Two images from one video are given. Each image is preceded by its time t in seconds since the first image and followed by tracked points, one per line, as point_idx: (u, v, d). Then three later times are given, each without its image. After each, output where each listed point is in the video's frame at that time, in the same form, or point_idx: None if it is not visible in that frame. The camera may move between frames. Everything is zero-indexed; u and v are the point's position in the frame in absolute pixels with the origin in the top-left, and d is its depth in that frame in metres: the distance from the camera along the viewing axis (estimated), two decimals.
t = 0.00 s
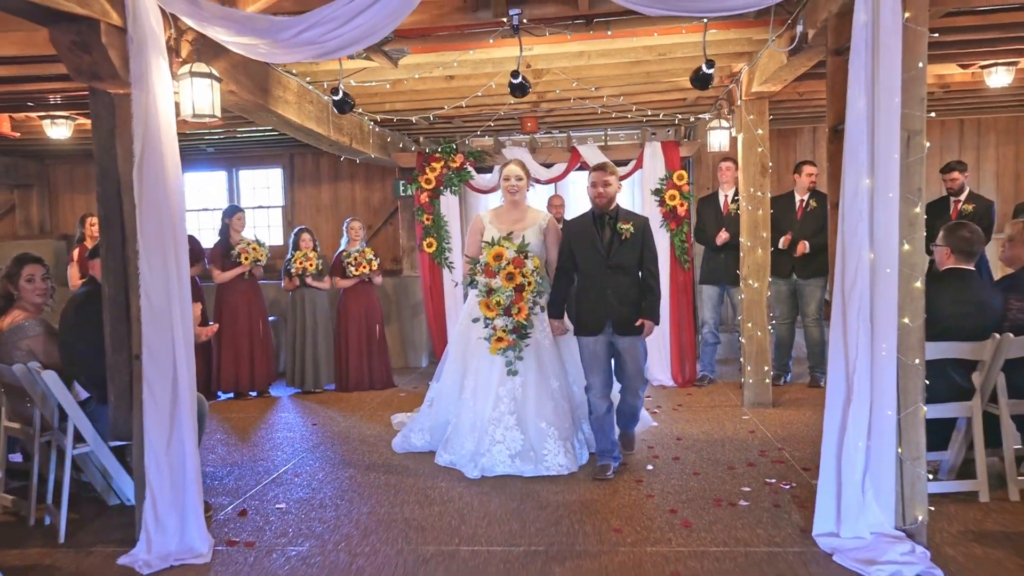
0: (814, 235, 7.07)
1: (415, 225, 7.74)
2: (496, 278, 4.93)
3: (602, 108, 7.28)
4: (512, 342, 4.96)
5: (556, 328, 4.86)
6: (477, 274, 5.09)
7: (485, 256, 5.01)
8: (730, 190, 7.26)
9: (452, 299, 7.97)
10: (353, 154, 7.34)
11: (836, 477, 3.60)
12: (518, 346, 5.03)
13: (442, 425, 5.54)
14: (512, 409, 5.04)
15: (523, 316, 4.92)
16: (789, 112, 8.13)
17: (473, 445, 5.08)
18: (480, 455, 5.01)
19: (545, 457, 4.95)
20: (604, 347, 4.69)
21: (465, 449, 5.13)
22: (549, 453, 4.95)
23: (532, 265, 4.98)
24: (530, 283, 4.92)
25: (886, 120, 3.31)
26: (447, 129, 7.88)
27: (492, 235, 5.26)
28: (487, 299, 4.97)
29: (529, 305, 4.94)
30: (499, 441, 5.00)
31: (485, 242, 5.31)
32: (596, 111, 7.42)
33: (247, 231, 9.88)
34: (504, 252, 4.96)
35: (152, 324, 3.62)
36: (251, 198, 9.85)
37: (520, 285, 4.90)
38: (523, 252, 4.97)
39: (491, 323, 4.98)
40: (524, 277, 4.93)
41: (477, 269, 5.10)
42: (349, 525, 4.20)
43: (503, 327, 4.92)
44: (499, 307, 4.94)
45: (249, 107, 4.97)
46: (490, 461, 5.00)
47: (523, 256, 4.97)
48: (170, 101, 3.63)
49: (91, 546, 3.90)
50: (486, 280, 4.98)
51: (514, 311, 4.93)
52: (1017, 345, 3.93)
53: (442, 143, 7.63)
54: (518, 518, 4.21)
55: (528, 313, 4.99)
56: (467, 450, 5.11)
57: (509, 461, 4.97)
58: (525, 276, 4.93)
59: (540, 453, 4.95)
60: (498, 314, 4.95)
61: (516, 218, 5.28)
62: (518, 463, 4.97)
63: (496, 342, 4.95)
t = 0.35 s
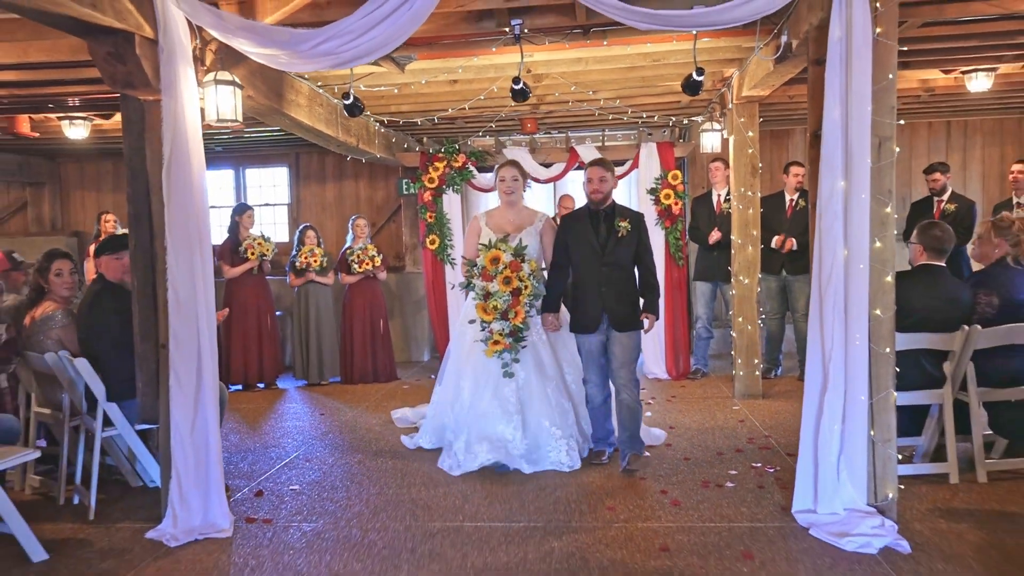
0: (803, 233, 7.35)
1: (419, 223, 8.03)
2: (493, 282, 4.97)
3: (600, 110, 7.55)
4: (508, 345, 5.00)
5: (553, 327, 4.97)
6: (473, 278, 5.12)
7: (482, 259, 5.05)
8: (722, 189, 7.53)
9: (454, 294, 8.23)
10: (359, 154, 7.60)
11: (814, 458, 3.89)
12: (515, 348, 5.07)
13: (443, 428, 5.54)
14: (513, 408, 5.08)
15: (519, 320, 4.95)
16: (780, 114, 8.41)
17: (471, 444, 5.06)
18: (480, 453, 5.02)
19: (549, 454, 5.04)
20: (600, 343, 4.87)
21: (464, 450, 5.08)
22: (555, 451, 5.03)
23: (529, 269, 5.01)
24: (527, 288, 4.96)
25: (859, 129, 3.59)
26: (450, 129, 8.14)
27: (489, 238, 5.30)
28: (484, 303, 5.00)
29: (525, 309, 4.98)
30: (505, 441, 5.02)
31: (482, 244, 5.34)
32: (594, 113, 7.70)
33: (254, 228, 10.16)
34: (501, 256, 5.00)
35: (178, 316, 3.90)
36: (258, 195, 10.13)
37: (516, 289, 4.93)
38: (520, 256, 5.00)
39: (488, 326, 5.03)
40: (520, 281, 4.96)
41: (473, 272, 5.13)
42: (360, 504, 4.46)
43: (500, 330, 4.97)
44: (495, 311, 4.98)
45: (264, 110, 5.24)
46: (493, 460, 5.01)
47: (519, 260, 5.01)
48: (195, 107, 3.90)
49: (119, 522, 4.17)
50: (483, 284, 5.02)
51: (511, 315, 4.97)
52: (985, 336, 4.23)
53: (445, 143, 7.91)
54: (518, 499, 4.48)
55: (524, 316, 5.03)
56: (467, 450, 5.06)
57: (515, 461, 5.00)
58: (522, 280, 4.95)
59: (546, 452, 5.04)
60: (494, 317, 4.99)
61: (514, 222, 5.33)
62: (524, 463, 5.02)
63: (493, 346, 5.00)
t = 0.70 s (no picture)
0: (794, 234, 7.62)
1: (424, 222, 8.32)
2: (482, 272, 4.98)
3: (597, 114, 7.84)
4: (500, 335, 4.97)
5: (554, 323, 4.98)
6: (462, 271, 5.09)
7: (469, 252, 5.05)
8: (716, 191, 7.80)
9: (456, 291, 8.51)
10: (365, 155, 7.86)
11: (793, 443, 4.17)
12: (507, 340, 5.06)
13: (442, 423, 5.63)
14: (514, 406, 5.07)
15: (509, 308, 4.95)
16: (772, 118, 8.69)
17: (472, 445, 5.02)
18: (485, 457, 4.94)
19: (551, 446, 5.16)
20: (602, 343, 4.80)
21: (465, 448, 5.10)
22: (555, 443, 5.15)
23: (517, 258, 5.03)
24: (516, 276, 4.97)
25: (833, 138, 3.88)
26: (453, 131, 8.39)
27: (476, 233, 5.27)
28: (473, 293, 5.00)
29: (515, 297, 4.98)
30: (508, 440, 4.99)
31: (470, 240, 5.30)
32: (592, 117, 7.98)
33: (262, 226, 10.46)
34: (488, 246, 5.01)
35: (200, 308, 4.17)
36: (266, 194, 10.43)
37: (505, 278, 4.95)
38: (508, 246, 5.03)
39: (478, 317, 5.01)
40: (509, 269, 4.98)
41: (461, 265, 5.11)
42: (369, 487, 4.75)
43: (490, 320, 4.94)
44: (485, 300, 4.97)
45: (278, 116, 5.53)
46: (500, 463, 4.95)
47: (507, 249, 5.03)
48: (217, 115, 4.19)
49: (144, 502, 4.47)
50: (471, 274, 5.02)
51: (501, 304, 4.97)
52: (956, 332, 4.48)
53: (448, 146, 8.19)
54: (516, 483, 4.77)
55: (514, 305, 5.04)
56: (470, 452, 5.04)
57: (519, 459, 5.01)
58: (511, 269, 4.98)
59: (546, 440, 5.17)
60: (484, 307, 4.98)
61: (501, 217, 5.29)
62: (526, 460, 5.05)
63: (484, 336, 4.96)
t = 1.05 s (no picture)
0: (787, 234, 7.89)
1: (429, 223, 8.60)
2: (481, 278, 4.93)
3: (597, 118, 8.11)
4: (497, 342, 4.92)
5: (551, 321, 4.98)
6: (461, 275, 5.03)
7: (468, 256, 5.02)
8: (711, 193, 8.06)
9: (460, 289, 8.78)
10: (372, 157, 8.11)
11: (779, 433, 4.41)
12: (503, 346, 4.99)
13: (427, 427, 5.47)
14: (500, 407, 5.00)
15: (507, 315, 4.90)
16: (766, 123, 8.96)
17: (450, 441, 5.00)
18: (459, 452, 4.97)
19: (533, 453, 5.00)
20: (606, 342, 4.80)
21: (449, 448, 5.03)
22: (539, 447, 4.99)
23: (517, 264, 4.99)
24: (514, 282, 4.93)
25: (817, 146, 4.15)
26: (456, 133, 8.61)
27: (474, 236, 5.20)
28: (471, 299, 4.94)
29: (514, 304, 4.93)
30: (481, 438, 4.98)
31: (468, 242, 5.23)
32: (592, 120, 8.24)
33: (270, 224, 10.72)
34: (487, 252, 4.96)
35: (222, 302, 4.43)
36: (273, 193, 10.69)
37: (504, 284, 4.92)
38: (507, 251, 4.97)
39: (476, 324, 4.95)
40: (507, 276, 4.93)
41: (460, 269, 5.05)
42: (378, 472, 5.01)
43: (487, 327, 4.89)
44: (483, 307, 4.91)
45: (292, 119, 5.80)
46: (469, 459, 4.96)
47: (505, 255, 4.97)
48: (239, 120, 4.46)
49: (167, 485, 4.74)
50: (470, 280, 4.97)
51: (499, 310, 4.91)
52: (934, 328, 4.78)
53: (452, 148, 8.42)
54: (516, 470, 5.03)
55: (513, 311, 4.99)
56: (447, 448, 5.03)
57: (489, 459, 4.98)
58: (509, 275, 4.94)
59: (530, 444, 5.01)
60: (482, 314, 4.93)
61: (498, 219, 5.22)
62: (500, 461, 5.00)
63: (481, 343, 4.91)
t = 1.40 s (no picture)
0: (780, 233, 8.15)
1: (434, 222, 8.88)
2: (476, 270, 4.96)
3: (596, 121, 8.36)
4: (489, 335, 4.96)
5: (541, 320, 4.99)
6: (456, 267, 5.06)
7: (465, 249, 5.05)
8: (706, 193, 8.33)
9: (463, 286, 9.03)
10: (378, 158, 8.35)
11: (767, 421, 4.66)
12: (497, 341, 5.03)
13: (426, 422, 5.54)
14: (487, 406, 5.06)
15: (501, 308, 4.93)
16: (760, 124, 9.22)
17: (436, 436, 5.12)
18: (440, 449, 5.09)
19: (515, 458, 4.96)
20: (608, 345, 4.83)
21: (440, 447, 5.10)
22: (523, 455, 4.93)
23: (512, 259, 5.03)
24: (510, 276, 4.96)
25: (803, 150, 4.40)
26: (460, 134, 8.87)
27: (474, 230, 5.33)
28: (466, 291, 5.01)
29: (508, 298, 4.96)
30: (461, 440, 5.03)
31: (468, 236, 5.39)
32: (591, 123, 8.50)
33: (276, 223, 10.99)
34: (484, 245, 4.99)
35: (241, 299, 4.68)
36: (280, 192, 10.95)
37: (499, 278, 4.95)
38: (503, 246, 5.02)
39: (469, 316, 5.01)
40: (503, 269, 4.96)
41: (456, 262, 5.09)
42: (389, 460, 5.27)
43: (480, 320, 4.94)
44: (477, 299, 4.97)
45: (303, 124, 6.06)
46: (445, 458, 5.06)
47: (502, 249, 5.02)
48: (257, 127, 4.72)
49: (190, 472, 5.00)
50: (465, 272, 5.01)
51: (492, 304, 4.95)
52: (917, 321, 5.03)
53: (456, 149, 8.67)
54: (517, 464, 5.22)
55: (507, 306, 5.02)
56: (442, 445, 5.08)
57: (469, 460, 5.00)
58: (505, 268, 4.97)
59: (516, 449, 4.98)
60: (475, 306, 4.99)
61: (499, 216, 5.36)
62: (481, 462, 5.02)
63: (474, 336, 4.95)
